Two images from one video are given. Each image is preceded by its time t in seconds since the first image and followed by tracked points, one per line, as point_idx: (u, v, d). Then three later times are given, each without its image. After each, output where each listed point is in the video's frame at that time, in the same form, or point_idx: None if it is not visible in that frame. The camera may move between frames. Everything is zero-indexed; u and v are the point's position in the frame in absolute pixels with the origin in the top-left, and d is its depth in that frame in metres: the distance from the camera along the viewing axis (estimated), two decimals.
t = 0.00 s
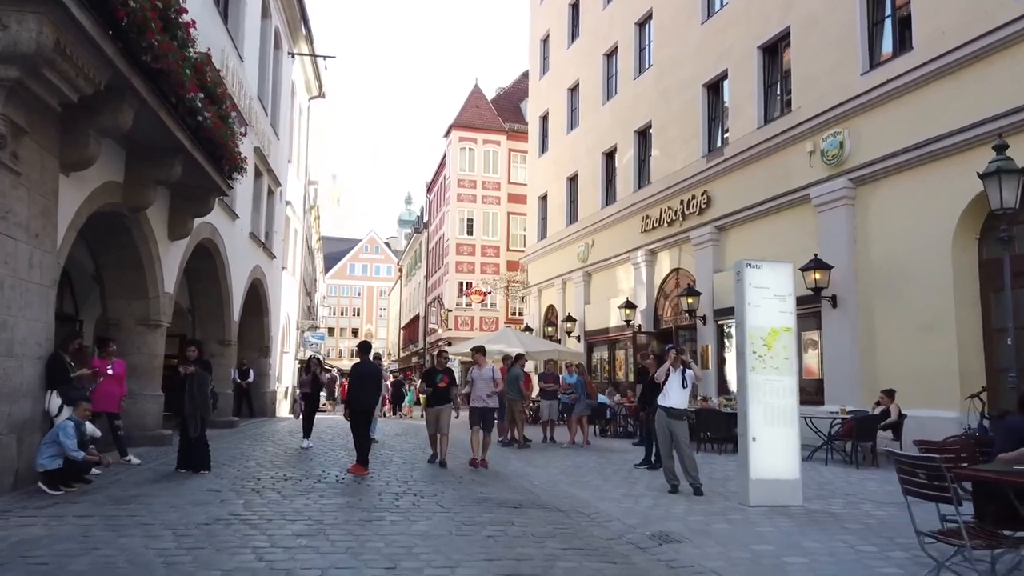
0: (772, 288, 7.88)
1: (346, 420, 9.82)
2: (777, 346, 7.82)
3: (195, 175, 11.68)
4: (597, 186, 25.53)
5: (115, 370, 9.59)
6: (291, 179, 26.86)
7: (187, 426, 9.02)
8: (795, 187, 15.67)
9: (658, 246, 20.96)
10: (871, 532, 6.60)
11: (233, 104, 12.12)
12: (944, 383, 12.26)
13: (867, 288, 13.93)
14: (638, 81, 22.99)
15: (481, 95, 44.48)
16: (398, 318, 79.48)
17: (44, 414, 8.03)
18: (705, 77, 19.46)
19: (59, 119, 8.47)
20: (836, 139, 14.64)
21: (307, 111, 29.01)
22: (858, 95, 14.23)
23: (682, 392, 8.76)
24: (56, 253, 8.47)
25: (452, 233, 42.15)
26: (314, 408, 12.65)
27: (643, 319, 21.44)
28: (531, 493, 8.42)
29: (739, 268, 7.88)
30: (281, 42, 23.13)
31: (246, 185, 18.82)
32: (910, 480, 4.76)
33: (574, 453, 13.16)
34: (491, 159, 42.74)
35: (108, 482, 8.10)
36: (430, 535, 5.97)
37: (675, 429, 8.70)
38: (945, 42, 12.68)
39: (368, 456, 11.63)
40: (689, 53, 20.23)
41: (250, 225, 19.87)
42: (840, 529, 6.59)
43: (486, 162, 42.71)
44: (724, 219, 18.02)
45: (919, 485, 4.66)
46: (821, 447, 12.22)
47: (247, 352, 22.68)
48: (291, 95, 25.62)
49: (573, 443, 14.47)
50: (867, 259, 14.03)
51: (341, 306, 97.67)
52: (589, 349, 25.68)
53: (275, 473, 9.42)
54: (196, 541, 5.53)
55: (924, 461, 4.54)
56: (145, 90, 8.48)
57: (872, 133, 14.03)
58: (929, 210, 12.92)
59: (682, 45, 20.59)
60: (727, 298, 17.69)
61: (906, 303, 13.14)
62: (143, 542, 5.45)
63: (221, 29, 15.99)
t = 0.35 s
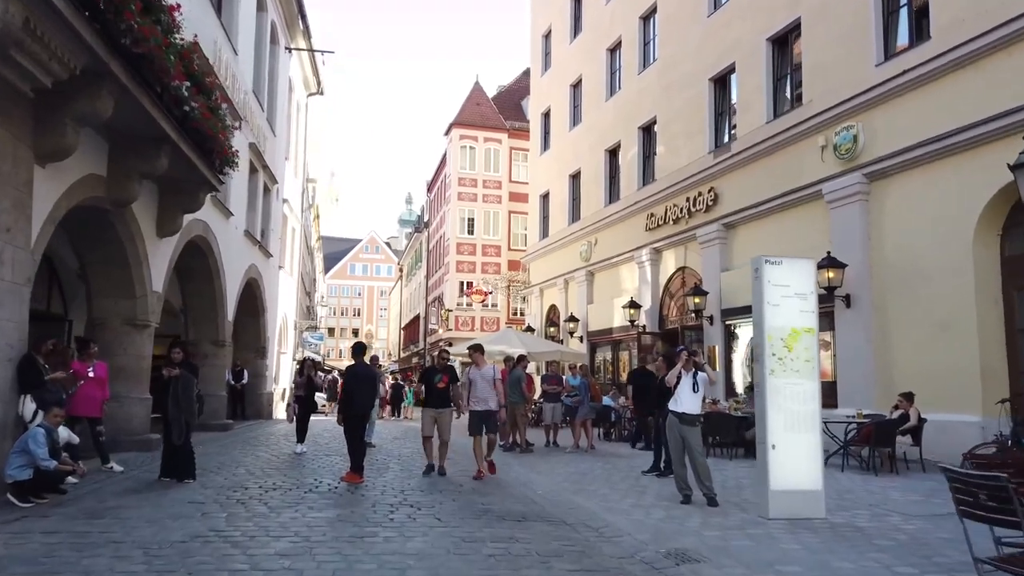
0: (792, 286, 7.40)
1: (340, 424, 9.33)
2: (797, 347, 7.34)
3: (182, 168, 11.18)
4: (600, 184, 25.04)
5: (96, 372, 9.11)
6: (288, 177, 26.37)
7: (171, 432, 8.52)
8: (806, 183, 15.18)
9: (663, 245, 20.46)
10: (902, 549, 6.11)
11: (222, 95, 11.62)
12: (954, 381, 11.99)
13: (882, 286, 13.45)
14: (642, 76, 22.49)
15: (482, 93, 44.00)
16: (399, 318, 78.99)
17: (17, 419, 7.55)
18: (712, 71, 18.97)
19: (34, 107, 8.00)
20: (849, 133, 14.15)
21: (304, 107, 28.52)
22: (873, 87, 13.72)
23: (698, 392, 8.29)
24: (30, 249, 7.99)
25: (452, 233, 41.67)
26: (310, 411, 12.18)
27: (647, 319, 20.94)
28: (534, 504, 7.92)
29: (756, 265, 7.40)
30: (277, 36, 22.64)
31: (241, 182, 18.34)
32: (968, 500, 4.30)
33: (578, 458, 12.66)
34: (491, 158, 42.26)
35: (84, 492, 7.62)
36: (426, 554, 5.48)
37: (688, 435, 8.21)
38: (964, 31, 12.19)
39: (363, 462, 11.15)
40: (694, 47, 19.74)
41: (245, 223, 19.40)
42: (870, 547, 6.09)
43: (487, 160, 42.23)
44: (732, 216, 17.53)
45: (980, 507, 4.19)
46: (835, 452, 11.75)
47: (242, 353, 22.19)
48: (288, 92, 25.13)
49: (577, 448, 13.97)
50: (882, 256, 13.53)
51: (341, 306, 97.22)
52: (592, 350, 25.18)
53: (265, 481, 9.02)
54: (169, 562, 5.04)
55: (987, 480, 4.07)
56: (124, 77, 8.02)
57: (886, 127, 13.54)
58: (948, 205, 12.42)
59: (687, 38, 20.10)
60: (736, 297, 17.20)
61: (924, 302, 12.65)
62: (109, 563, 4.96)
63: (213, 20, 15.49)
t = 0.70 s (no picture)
0: (811, 280, 6.88)
1: (327, 429, 8.79)
2: (816, 346, 6.82)
3: (164, 158, 10.65)
4: (601, 180, 24.52)
5: (68, 373, 8.61)
6: (283, 173, 25.86)
7: (145, 437, 7.99)
8: (815, 176, 14.64)
9: (666, 242, 19.94)
10: (935, 566, 5.57)
11: (206, 82, 11.09)
12: (973, 381, 11.52)
13: (896, 283, 12.95)
14: (644, 69, 21.99)
15: (481, 90, 43.50)
16: (398, 318, 78.47)
17: None
18: (716, 62, 18.45)
19: None
20: (861, 123, 13.63)
21: (299, 103, 28.02)
22: (886, 75, 13.20)
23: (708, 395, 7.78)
24: None
25: (451, 231, 41.14)
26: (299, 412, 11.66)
27: (649, 318, 20.41)
28: (533, 515, 7.39)
29: (772, 257, 6.88)
30: (271, 29, 22.13)
31: (232, 176, 17.82)
32: None
33: (579, 462, 12.13)
34: (491, 155, 41.73)
35: (50, 502, 7.10)
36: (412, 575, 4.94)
37: (697, 440, 7.66)
38: (982, 18, 11.68)
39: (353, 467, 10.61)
40: (698, 39, 19.23)
41: (237, 219, 18.88)
42: (899, 564, 5.55)
43: (486, 158, 41.71)
44: (738, 211, 17.01)
45: None
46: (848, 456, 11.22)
47: (235, 354, 21.66)
48: (282, 86, 24.61)
49: (578, 451, 13.44)
50: (896, 251, 13.03)
51: (340, 306, 96.74)
52: (593, 350, 24.64)
53: (248, 487, 8.52)
54: None
55: None
56: (95, 58, 7.53)
57: (899, 117, 13.03)
58: (965, 198, 11.94)
59: (691, 30, 19.60)
60: (742, 295, 16.66)
61: (941, 299, 12.17)
62: None
63: (202, 9, 14.97)
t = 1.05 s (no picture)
0: (824, 269, 6.39)
1: (309, 429, 8.29)
2: (831, 339, 6.34)
3: (140, 145, 10.16)
4: (599, 174, 24.04)
5: (33, 370, 8.11)
6: (274, 168, 25.37)
7: (113, 438, 7.49)
8: (821, 167, 14.16)
9: (665, 236, 19.47)
10: None
11: (183, 64, 10.63)
12: (987, 378, 11.05)
13: (905, 276, 12.49)
14: (643, 60, 21.51)
15: (478, 85, 43.01)
16: (394, 318, 77.99)
17: None
18: (717, 52, 17.98)
19: None
20: (868, 111, 13.16)
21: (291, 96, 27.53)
22: (893, 61, 12.72)
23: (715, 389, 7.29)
24: None
25: (446, 228, 40.66)
26: (284, 411, 11.16)
27: (648, 315, 19.94)
28: (526, 521, 6.91)
29: (783, 243, 6.41)
30: (261, 20, 21.63)
31: (219, 169, 17.32)
32: None
33: (576, 463, 11.65)
34: (487, 151, 41.24)
35: (6, 508, 6.61)
36: None
37: (701, 440, 7.18)
38: None
39: (340, 469, 10.12)
40: (699, 28, 18.76)
41: (224, 213, 18.39)
42: None
43: (482, 154, 41.22)
44: (740, 204, 16.54)
45: None
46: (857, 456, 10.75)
47: (224, 352, 21.17)
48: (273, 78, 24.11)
49: (575, 451, 12.94)
50: (905, 244, 12.58)
51: (337, 305, 96.26)
52: (590, 347, 24.17)
53: (224, 491, 8.03)
54: None
55: None
56: (59, 33, 7.08)
57: (907, 105, 12.56)
58: (977, 188, 11.47)
59: (691, 19, 19.12)
60: (744, 291, 16.19)
61: (952, 293, 11.71)
62: None
63: None
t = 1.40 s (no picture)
0: (844, 262, 5.92)
1: (291, 433, 7.80)
2: (850, 338, 5.87)
3: (117, 134, 9.69)
4: (599, 170, 23.56)
5: None
6: (267, 164, 24.88)
7: (80, 444, 6.99)
8: (829, 160, 13.69)
9: (667, 233, 18.99)
10: None
11: (163, 50, 10.14)
12: (1007, 379, 10.60)
13: (919, 273, 12.04)
14: (643, 54, 21.02)
15: (476, 82, 42.51)
16: (393, 317, 77.53)
17: None
18: (720, 43, 17.49)
19: None
20: (878, 102, 12.68)
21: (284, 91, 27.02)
22: (905, 49, 12.24)
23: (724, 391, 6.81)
24: None
25: (444, 226, 40.18)
26: (270, 414, 10.67)
27: (649, 313, 19.47)
28: (521, 533, 6.43)
29: (799, 234, 5.94)
30: (252, 12, 21.12)
31: (208, 163, 16.83)
32: None
33: (575, 467, 11.17)
34: (485, 148, 40.75)
35: None
36: None
37: (710, 447, 6.69)
38: None
39: (326, 475, 9.64)
40: (701, 19, 18.28)
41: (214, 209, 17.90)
42: None
43: (481, 151, 40.73)
44: (744, 199, 16.06)
45: None
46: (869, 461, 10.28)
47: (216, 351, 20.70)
48: (266, 72, 23.61)
49: (575, 455, 12.45)
50: (918, 239, 12.12)
51: (335, 304, 95.78)
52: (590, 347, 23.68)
53: (201, 499, 7.55)
54: None
55: None
56: (21, 9, 6.61)
57: (919, 95, 12.09)
58: (994, 181, 11.02)
59: (694, 10, 18.63)
60: (748, 288, 15.71)
61: (969, 290, 11.26)
62: None
63: None
